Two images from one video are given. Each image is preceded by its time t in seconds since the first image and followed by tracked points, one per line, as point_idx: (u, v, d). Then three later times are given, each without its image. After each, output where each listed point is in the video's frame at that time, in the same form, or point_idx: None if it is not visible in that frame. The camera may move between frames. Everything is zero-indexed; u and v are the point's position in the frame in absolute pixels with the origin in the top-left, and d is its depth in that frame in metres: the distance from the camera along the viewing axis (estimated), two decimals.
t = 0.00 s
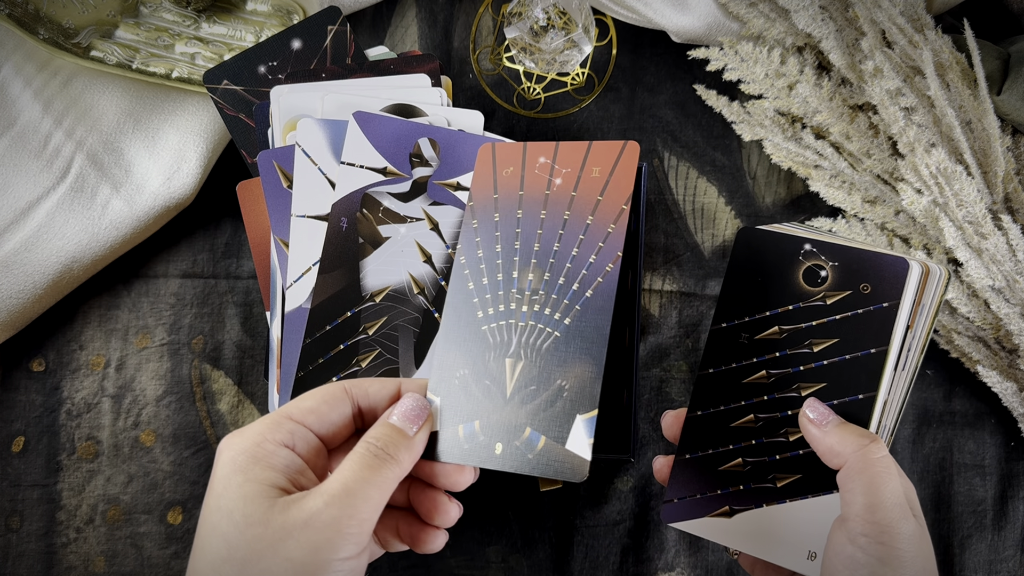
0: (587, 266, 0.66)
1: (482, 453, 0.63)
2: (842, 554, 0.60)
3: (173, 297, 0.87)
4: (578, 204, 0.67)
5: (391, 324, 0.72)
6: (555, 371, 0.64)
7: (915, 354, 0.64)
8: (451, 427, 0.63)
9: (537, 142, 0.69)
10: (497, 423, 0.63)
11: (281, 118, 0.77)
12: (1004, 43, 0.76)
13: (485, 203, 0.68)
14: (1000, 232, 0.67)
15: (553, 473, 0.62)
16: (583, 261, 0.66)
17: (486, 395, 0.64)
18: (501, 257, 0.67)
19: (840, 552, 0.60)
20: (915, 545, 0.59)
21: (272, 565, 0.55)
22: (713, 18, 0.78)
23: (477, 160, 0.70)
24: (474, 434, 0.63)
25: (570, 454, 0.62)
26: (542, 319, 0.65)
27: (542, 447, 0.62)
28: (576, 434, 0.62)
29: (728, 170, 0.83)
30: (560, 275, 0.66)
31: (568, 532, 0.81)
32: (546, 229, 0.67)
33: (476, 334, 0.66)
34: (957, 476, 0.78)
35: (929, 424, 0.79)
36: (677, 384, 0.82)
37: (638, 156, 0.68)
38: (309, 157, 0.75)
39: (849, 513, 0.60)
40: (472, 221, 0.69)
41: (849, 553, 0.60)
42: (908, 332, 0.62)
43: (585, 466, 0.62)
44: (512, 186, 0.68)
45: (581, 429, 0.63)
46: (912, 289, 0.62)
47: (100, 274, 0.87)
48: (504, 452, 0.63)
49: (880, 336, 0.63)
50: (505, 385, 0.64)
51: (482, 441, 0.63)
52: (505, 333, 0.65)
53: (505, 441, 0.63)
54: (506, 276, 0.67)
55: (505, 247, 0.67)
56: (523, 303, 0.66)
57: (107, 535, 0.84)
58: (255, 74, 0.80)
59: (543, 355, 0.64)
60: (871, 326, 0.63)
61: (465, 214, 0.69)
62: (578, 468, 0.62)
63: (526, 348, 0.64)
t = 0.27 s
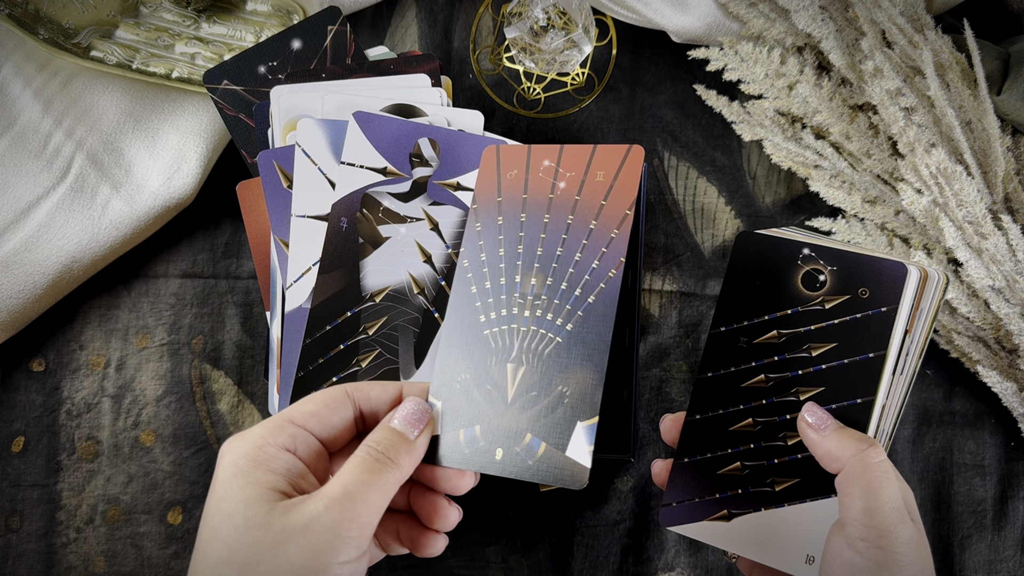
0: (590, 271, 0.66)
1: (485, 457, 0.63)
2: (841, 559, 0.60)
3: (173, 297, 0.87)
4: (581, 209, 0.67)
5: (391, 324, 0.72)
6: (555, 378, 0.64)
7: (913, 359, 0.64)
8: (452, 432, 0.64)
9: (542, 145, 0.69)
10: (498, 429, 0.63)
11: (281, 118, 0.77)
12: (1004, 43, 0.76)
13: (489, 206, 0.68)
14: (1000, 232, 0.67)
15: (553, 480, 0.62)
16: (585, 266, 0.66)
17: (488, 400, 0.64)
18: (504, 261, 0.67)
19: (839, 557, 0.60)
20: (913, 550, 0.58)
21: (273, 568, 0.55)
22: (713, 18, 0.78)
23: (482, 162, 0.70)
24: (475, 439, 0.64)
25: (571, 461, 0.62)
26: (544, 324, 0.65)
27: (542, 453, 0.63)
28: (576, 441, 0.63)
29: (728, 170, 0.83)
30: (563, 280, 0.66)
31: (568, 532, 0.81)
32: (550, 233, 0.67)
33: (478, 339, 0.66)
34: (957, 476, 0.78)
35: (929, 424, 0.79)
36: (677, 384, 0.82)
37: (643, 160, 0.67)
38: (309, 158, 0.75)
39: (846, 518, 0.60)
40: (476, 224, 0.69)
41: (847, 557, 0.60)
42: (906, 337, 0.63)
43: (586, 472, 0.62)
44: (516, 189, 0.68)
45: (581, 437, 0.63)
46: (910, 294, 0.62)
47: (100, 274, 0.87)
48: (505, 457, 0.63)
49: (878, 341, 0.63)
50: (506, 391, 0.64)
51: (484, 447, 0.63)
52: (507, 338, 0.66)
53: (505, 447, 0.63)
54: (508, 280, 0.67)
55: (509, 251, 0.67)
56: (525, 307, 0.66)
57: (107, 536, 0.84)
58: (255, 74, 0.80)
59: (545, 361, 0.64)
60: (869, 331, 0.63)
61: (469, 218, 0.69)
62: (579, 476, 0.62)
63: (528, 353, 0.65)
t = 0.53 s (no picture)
0: (595, 273, 0.66)
1: (487, 460, 0.63)
2: (840, 562, 0.60)
3: (173, 297, 0.87)
4: (587, 210, 0.67)
5: (391, 324, 0.72)
6: (559, 381, 0.64)
7: (913, 361, 0.64)
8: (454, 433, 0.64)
9: (549, 144, 0.69)
10: (501, 432, 0.64)
11: (281, 118, 0.77)
12: (1004, 43, 0.76)
13: (494, 205, 0.68)
14: (1000, 232, 0.67)
15: (556, 481, 0.62)
16: (591, 268, 0.66)
17: (490, 401, 0.64)
18: (510, 262, 0.67)
19: (839, 560, 0.60)
20: (913, 552, 0.58)
21: (274, 568, 0.55)
22: (713, 18, 0.78)
23: (488, 160, 0.70)
24: (478, 440, 0.64)
25: (574, 464, 0.63)
26: (548, 326, 0.65)
27: (545, 456, 0.63)
28: (578, 444, 0.63)
29: (728, 170, 0.83)
30: (567, 281, 0.66)
31: (568, 533, 0.81)
32: (555, 234, 0.67)
33: (483, 340, 0.66)
34: (957, 476, 0.78)
35: (929, 424, 0.79)
36: (677, 384, 0.82)
37: (650, 161, 0.67)
38: (309, 158, 0.75)
39: (846, 520, 0.60)
40: (481, 224, 0.69)
41: (847, 559, 0.60)
42: (905, 339, 0.63)
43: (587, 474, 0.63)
44: (522, 189, 0.68)
45: (584, 439, 0.63)
46: (909, 297, 0.63)
47: (100, 274, 0.87)
48: (507, 459, 0.63)
49: (877, 343, 0.63)
50: (509, 393, 0.64)
51: (485, 446, 0.63)
52: (510, 339, 0.66)
53: (507, 448, 0.63)
54: (513, 281, 0.67)
55: (514, 251, 0.67)
56: (529, 309, 0.66)
57: (107, 535, 0.84)
58: (255, 74, 0.80)
59: (549, 362, 0.64)
60: (869, 334, 0.64)
61: (474, 217, 0.69)
62: (580, 479, 0.62)
63: (531, 354, 0.65)
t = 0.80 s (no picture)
0: (599, 277, 0.66)
1: (488, 463, 0.63)
2: (838, 564, 0.60)
3: (173, 297, 0.87)
4: (592, 213, 0.67)
5: (391, 324, 0.72)
6: (562, 385, 0.64)
7: (910, 362, 0.64)
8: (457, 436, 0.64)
9: (553, 147, 0.69)
10: (503, 435, 0.64)
11: (281, 119, 0.77)
12: (1004, 43, 0.76)
13: (498, 208, 0.68)
14: (1000, 232, 0.67)
15: (558, 486, 0.63)
16: (594, 272, 0.66)
17: (493, 405, 0.64)
18: (514, 265, 0.67)
19: (836, 561, 0.60)
20: (910, 555, 0.58)
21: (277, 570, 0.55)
22: (713, 18, 0.78)
23: (493, 162, 0.70)
24: (480, 445, 0.64)
25: (576, 470, 0.63)
26: (552, 330, 0.65)
27: (547, 461, 0.63)
28: (581, 449, 0.63)
29: (728, 170, 0.83)
30: (571, 285, 0.66)
31: (568, 532, 0.81)
32: (559, 237, 0.67)
33: (486, 343, 0.66)
34: (957, 476, 0.78)
35: (929, 424, 0.79)
36: (677, 384, 0.82)
37: (655, 165, 0.67)
38: (309, 158, 0.75)
39: (843, 521, 0.60)
40: (484, 226, 0.68)
41: (844, 561, 0.60)
42: (902, 339, 0.63)
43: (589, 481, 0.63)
44: (527, 191, 0.68)
45: (586, 445, 0.63)
46: (906, 298, 0.63)
47: (100, 274, 0.87)
48: (509, 463, 0.63)
49: (874, 344, 0.63)
50: (512, 397, 0.64)
51: (488, 452, 0.63)
52: (514, 342, 0.66)
53: (510, 453, 0.63)
54: (517, 284, 0.66)
55: (518, 254, 0.67)
56: (532, 312, 0.66)
57: (107, 535, 0.84)
58: (255, 74, 0.80)
59: (551, 367, 0.65)
60: (866, 334, 0.64)
61: (478, 219, 0.68)
62: (582, 485, 0.63)
63: (535, 359, 0.65)
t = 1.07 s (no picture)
0: (603, 276, 0.66)
1: (491, 464, 0.64)
2: (837, 563, 0.60)
3: (173, 297, 0.87)
4: (597, 211, 0.67)
5: (391, 324, 0.72)
6: (565, 385, 0.64)
7: (909, 362, 0.64)
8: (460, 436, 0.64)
9: (558, 145, 0.69)
10: (508, 434, 0.64)
11: (281, 118, 0.77)
12: (1004, 43, 0.77)
13: (502, 205, 0.68)
14: (1000, 232, 0.67)
15: (562, 487, 0.63)
16: (599, 271, 0.66)
17: (496, 405, 0.64)
18: (518, 263, 0.67)
19: (836, 560, 0.60)
20: (909, 555, 0.57)
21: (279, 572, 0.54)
22: (713, 18, 0.78)
23: (498, 159, 0.70)
24: (483, 443, 0.64)
25: (580, 472, 0.63)
26: (556, 330, 0.65)
27: (550, 461, 0.63)
28: (585, 450, 0.63)
29: (728, 170, 0.83)
30: (575, 284, 0.66)
31: (568, 532, 0.81)
32: (564, 236, 0.67)
33: (490, 342, 0.66)
34: (957, 476, 0.78)
35: (929, 424, 0.79)
36: (677, 384, 0.82)
37: (660, 163, 0.67)
38: (309, 157, 0.75)
39: (842, 520, 0.60)
40: (489, 224, 0.68)
41: (843, 560, 0.60)
42: (902, 338, 0.63)
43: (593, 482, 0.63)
44: (532, 189, 0.68)
45: (590, 446, 0.63)
46: (906, 296, 0.63)
47: (100, 274, 0.87)
48: (513, 462, 0.64)
49: (874, 343, 0.63)
50: (516, 397, 0.64)
51: (491, 452, 0.64)
52: (518, 341, 0.66)
53: (514, 452, 0.63)
54: (521, 283, 0.67)
55: (522, 253, 0.67)
56: (536, 311, 0.66)
57: (107, 535, 0.84)
58: (255, 74, 0.80)
59: (555, 367, 0.65)
60: (865, 333, 0.64)
61: (482, 217, 0.68)
62: (585, 487, 0.63)
63: (539, 358, 0.65)
